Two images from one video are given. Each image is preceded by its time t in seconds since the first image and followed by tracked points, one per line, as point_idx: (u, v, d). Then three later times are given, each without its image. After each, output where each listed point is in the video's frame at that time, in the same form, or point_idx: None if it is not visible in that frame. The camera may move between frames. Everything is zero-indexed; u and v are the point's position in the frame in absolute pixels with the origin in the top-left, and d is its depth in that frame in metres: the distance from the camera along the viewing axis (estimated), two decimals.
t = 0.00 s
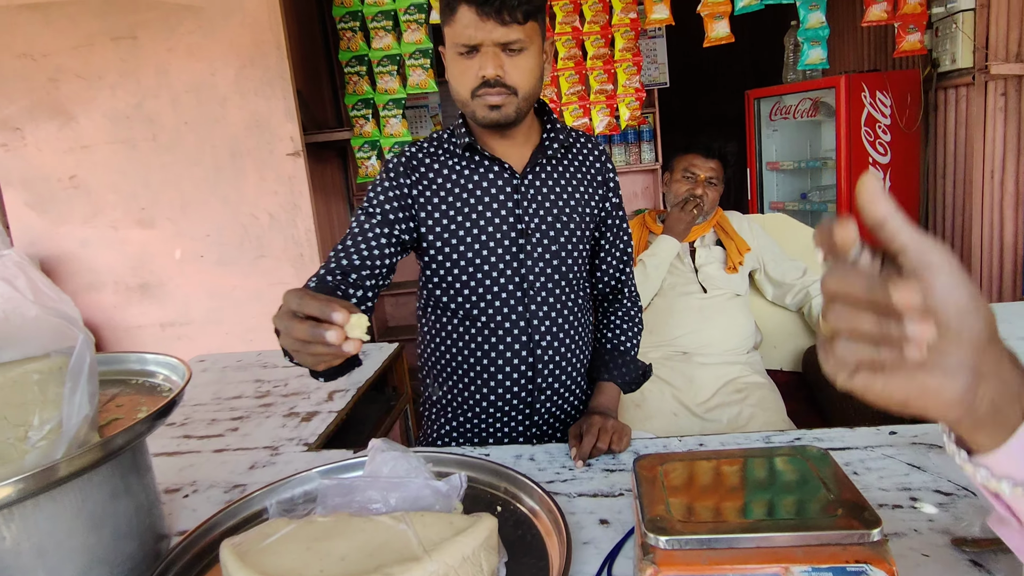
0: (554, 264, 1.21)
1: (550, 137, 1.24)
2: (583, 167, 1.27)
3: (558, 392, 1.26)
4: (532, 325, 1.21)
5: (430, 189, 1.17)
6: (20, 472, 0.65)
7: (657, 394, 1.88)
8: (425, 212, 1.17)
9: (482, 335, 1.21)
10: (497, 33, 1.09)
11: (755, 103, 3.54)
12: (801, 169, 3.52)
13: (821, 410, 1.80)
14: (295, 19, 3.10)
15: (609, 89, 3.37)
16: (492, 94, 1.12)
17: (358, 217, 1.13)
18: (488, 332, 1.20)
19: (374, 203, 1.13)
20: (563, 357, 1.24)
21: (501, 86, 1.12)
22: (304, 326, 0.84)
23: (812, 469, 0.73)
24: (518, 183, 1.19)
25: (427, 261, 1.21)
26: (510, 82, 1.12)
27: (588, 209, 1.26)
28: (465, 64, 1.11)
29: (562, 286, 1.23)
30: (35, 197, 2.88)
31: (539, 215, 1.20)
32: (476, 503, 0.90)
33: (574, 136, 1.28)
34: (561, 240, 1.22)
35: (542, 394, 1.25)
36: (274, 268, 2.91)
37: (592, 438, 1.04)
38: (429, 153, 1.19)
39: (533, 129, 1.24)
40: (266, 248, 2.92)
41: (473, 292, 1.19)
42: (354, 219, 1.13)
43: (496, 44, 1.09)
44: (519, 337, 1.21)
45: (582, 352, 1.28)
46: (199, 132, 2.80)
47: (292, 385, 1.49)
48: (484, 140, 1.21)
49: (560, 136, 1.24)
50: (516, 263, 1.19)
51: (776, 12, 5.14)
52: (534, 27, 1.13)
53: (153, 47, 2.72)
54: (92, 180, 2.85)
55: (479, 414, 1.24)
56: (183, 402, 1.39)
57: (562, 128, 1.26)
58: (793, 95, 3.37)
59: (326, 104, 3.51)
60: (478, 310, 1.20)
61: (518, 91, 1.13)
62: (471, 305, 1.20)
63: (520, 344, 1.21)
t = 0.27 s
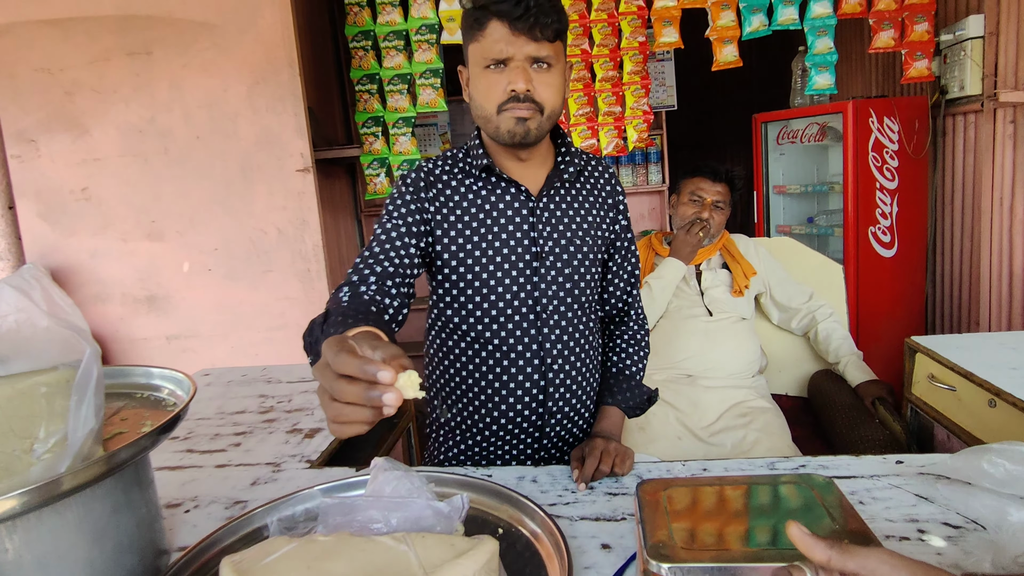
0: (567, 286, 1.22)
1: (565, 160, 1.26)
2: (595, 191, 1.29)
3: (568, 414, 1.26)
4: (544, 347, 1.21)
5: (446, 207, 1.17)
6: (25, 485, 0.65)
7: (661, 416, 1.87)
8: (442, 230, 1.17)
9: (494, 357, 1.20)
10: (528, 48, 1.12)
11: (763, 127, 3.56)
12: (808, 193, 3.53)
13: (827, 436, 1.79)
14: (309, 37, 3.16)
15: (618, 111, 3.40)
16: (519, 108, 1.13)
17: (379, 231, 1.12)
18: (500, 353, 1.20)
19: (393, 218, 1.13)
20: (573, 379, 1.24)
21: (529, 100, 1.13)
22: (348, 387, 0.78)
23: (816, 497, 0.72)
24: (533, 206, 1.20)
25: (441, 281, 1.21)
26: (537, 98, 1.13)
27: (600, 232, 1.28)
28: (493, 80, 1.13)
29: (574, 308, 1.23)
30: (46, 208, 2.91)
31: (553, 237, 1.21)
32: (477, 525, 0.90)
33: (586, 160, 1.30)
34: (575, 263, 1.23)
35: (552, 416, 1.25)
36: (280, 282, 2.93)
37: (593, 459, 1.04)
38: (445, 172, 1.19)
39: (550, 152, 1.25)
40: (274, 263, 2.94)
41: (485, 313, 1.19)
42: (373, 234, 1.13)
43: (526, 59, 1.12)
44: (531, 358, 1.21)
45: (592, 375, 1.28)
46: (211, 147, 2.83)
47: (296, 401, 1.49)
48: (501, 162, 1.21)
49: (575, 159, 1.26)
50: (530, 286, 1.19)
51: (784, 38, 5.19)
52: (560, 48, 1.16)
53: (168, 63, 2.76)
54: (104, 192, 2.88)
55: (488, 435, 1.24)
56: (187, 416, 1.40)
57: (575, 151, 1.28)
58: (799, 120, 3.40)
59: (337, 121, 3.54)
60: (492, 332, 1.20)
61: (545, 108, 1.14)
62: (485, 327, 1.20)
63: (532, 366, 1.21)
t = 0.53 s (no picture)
0: (555, 301, 1.21)
1: (556, 174, 1.25)
2: (585, 204, 1.28)
3: (553, 430, 1.24)
4: (531, 363, 1.20)
5: (435, 218, 1.15)
6: None
7: (649, 429, 1.85)
8: (429, 242, 1.15)
9: (480, 372, 1.19)
10: (520, 58, 1.11)
11: (753, 138, 3.57)
12: (798, 204, 3.54)
13: (814, 450, 1.78)
14: (300, 45, 3.15)
15: (608, 122, 3.40)
16: (511, 120, 1.12)
17: (366, 240, 1.09)
18: (486, 368, 1.19)
19: (381, 228, 1.10)
20: (559, 395, 1.23)
21: (519, 114, 1.11)
22: (320, 460, 0.71)
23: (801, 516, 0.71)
24: (522, 219, 1.19)
25: (427, 293, 1.19)
26: (528, 109, 1.12)
27: (589, 247, 1.26)
28: (484, 90, 1.12)
29: (562, 324, 1.22)
30: (29, 215, 2.87)
31: (542, 252, 1.20)
32: (457, 544, 0.88)
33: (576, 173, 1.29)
34: (563, 277, 1.22)
35: (537, 432, 1.23)
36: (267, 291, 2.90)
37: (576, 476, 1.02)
38: (433, 182, 1.18)
39: (539, 165, 1.25)
40: (261, 271, 2.92)
41: (472, 328, 1.18)
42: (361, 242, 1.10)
43: (518, 68, 1.11)
44: (517, 374, 1.19)
45: (578, 390, 1.27)
46: (198, 154, 2.81)
47: (278, 414, 1.47)
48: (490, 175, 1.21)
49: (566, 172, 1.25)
50: (518, 300, 1.18)
51: (774, 50, 5.23)
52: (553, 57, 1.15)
53: (155, 69, 2.74)
54: (88, 199, 2.86)
55: (471, 450, 1.22)
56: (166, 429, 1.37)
57: (565, 164, 1.27)
58: (789, 132, 3.41)
59: (326, 129, 3.53)
60: (478, 347, 1.18)
61: (535, 124, 1.13)
62: (471, 341, 1.18)
63: (518, 381, 1.20)
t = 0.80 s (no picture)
0: (538, 302, 1.19)
1: (537, 173, 1.25)
2: (567, 204, 1.27)
3: (535, 434, 1.22)
4: (514, 365, 1.17)
5: (415, 218, 1.12)
6: None
7: (633, 432, 1.84)
8: (410, 243, 1.12)
9: (462, 375, 1.16)
10: (502, 53, 1.08)
11: (738, 141, 3.58)
12: (782, 207, 3.55)
13: (798, 452, 1.77)
14: (282, 43, 3.12)
15: (593, 123, 3.40)
16: (493, 117, 1.09)
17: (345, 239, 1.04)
18: (467, 371, 1.16)
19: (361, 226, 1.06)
20: (541, 398, 1.21)
21: (501, 111, 1.09)
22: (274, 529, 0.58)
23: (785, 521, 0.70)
24: (504, 219, 1.17)
25: (407, 294, 1.15)
26: (510, 107, 1.10)
27: (572, 247, 1.25)
28: (466, 85, 1.09)
29: (544, 326, 1.20)
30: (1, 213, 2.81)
31: (524, 252, 1.18)
32: (435, 550, 0.86)
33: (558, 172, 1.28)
34: (546, 278, 1.20)
35: (519, 436, 1.21)
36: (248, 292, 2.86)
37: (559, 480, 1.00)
38: (413, 181, 1.15)
39: (521, 164, 1.23)
40: (241, 272, 2.87)
41: (453, 330, 1.15)
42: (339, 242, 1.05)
43: (501, 64, 1.09)
44: (500, 377, 1.17)
45: (560, 393, 1.25)
46: (177, 153, 2.77)
47: (255, 417, 1.43)
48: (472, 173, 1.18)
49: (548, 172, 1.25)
50: (501, 302, 1.16)
51: (758, 54, 5.26)
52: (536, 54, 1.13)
53: (133, 66, 2.70)
54: (63, 198, 2.80)
55: (451, 455, 1.20)
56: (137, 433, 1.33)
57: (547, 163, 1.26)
58: (774, 135, 3.42)
59: (310, 129, 3.49)
60: (460, 350, 1.16)
61: (517, 123, 1.11)
62: (453, 344, 1.15)
63: (500, 384, 1.18)
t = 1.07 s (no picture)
0: (524, 296, 1.18)
1: (524, 165, 1.23)
2: (553, 196, 1.26)
3: (521, 428, 1.22)
4: (500, 360, 1.17)
5: (399, 214, 1.11)
6: None
7: (621, 426, 1.85)
8: (393, 239, 1.11)
9: (448, 370, 1.16)
10: (481, 49, 1.07)
11: (726, 136, 3.59)
12: (770, 201, 3.57)
13: (786, 445, 1.79)
14: (269, 34, 3.08)
15: (582, 117, 3.40)
16: (472, 114, 1.09)
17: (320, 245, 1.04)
18: (453, 367, 1.16)
19: (341, 229, 1.05)
20: (527, 392, 1.21)
21: (482, 106, 1.08)
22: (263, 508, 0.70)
23: (772, 512, 0.70)
24: (490, 212, 1.16)
25: (391, 292, 1.14)
26: (491, 102, 1.09)
27: (557, 240, 1.24)
28: (445, 81, 1.09)
29: (531, 320, 1.20)
30: None
31: (510, 246, 1.17)
32: (424, 544, 0.86)
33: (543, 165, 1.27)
34: (532, 271, 1.19)
35: (505, 430, 1.21)
36: (234, 286, 2.84)
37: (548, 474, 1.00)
38: (397, 175, 1.13)
39: (506, 156, 1.21)
40: (227, 265, 2.85)
41: (439, 326, 1.14)
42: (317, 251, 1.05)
43: (479, 61, 1.08)
44: (485, 371, 1.17)
45: (546, 387, 1.25)
46: (161, 144, 2.74)
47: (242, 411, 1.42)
48: (456, 165, 1.18)
49: (534, 164, 1.23)
50: (487, 295, 1.15)
51: (747, 49, 5.28)
52: (519, 48, 1.11)
53: (115, 55, 2.66)
54: (44, 189, 2.76)
55: (438, 451, 1.19)
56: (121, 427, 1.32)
57: (533, 155, 1.25)
58: (762, 129, 3.43)
59: (297, 121, 3.46)
60: (446, 344, 1.15)
61: (499, 116, 1.10)
62: (439, 339, 1.15)
63: (486, 379, 1.17)
